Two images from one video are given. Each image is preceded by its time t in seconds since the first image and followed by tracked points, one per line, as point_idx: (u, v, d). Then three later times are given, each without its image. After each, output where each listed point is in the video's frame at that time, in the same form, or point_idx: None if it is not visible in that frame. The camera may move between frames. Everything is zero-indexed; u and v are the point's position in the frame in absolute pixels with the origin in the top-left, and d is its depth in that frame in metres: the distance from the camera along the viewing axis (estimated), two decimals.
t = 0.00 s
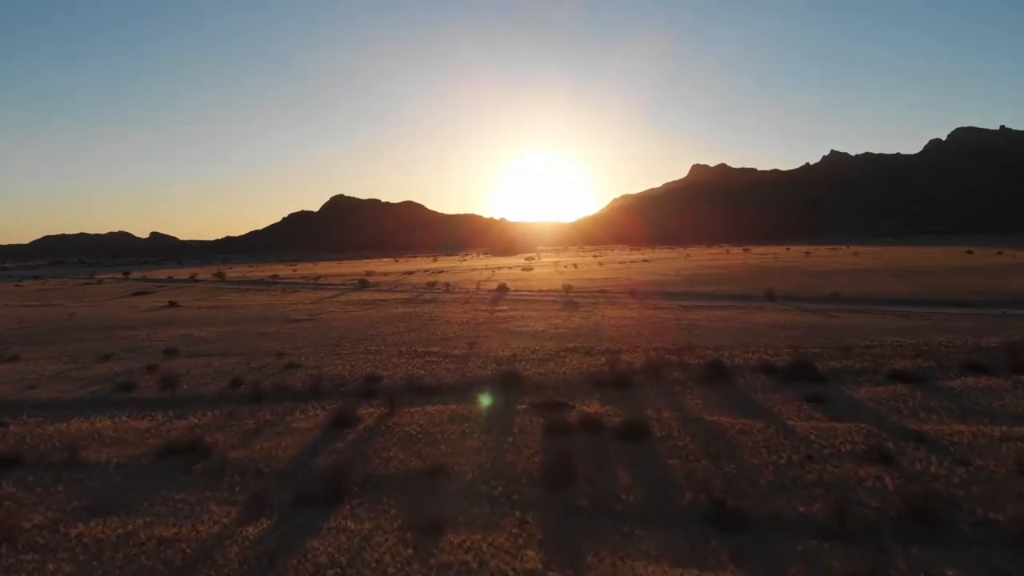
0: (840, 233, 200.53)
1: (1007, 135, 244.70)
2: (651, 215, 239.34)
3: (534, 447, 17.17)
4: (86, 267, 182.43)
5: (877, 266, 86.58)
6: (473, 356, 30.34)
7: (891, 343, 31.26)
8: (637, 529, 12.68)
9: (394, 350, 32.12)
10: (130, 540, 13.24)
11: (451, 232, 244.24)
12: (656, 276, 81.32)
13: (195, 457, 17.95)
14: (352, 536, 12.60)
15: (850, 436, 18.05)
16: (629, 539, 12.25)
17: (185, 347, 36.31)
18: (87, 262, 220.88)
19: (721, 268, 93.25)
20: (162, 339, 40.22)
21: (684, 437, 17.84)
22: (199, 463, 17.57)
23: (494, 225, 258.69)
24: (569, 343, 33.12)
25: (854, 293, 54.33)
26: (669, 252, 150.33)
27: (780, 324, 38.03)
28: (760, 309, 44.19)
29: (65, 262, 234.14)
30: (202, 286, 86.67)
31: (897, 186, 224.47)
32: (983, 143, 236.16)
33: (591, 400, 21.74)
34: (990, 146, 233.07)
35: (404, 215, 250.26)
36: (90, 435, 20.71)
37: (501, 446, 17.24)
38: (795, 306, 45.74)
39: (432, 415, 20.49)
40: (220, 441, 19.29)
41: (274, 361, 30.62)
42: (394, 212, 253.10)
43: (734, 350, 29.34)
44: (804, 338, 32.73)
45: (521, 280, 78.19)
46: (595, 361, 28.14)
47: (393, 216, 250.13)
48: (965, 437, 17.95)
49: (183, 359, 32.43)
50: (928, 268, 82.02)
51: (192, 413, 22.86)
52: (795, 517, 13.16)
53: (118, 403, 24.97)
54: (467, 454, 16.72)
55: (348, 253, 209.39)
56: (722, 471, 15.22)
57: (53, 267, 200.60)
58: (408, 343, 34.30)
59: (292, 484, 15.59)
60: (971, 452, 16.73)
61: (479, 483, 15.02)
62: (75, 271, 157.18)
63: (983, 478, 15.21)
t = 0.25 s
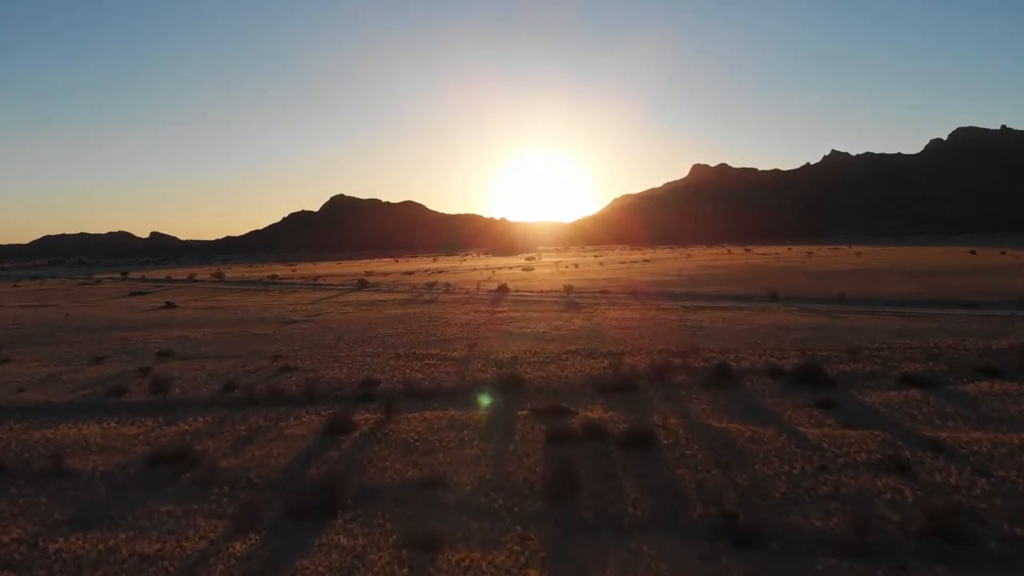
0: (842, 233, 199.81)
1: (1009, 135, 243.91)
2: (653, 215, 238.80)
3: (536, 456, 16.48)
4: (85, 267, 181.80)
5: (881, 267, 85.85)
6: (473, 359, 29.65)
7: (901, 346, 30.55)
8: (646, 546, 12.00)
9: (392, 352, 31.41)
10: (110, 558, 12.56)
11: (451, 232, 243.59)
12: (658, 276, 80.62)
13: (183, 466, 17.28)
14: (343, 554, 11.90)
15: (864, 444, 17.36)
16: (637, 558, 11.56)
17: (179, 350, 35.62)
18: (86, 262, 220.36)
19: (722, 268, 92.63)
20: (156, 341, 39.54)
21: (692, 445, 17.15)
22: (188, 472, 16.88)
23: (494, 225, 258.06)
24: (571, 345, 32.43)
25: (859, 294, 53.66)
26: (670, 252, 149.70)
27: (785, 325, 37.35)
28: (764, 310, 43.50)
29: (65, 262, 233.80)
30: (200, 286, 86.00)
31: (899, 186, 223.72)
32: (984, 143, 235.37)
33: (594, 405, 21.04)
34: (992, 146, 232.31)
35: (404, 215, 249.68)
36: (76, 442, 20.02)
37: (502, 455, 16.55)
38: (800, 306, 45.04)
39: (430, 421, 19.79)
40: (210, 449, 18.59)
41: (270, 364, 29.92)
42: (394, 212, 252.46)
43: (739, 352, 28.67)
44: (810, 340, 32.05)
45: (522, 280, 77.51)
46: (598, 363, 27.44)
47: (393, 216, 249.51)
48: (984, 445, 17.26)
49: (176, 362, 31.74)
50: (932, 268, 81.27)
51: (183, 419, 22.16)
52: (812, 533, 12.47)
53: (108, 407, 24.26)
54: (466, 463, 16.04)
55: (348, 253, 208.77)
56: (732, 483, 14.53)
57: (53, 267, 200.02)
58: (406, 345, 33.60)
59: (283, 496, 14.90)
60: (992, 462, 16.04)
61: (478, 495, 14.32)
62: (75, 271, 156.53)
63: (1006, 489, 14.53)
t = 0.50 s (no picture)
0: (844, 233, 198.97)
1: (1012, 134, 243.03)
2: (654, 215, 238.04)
3: (539, 468, 15.69)
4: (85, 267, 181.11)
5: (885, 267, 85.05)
6: (473, 362, 28.84)
7: (913, 349, 29.72)
8: (657, 568, 11.20)
9: (390, 355, 30.61)
10: None
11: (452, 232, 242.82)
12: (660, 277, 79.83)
13: (168, 478, 16.47)
14: None
15: (884, 455, 16.56)
16: None
17: (172, 353, 34.84)
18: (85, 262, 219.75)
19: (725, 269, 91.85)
20: (150, 342, 38.77)
21: (703, 456, 16.35)
22: (172, 484, 16.08)
23: (495, 225, 257.35)
24: (574, 347, 31.61)
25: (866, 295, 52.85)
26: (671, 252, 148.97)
27: (792, 328, 36.56)
28: (769, 311, 42.69)
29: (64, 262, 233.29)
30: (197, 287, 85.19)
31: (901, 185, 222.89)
32: (987, 143, 234.50)
33: (599, 412, 20.22)
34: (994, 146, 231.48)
35: (405, 215, 249.07)
36: (58, 451, 19.21)
37: (503, 467, 15.74)
38: (807, 308, 44.20)
39: (428, 430, 18.99)
40: (198, 459, 17.81)
41: (264, 368, 29.14)
42: (394, 212, 251.66)
43: (747, 356, 27.90)
44: (820, 344, 31.26)
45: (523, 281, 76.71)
46: (602, 367, 26.61)
47: (393, 216, 248.76)
48: (1010, 456, 16.45)
49: (168, 365, 30.93)
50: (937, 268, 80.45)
51: (171, 427, 21.36)
52: (834, 554, 11.68)
53: (94, 413, 23.47)
54: (466, 476, 15.24)
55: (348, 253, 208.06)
56: (748, 499, 13.73)
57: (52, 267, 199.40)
58: (405, 348, 32.78)
59: (272, 511, 14.11)
60: (1020, 475, 15.23)
61: (478, 511, 13.51)
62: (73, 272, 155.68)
63: None
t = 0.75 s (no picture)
0: (845, 233, 198.22)
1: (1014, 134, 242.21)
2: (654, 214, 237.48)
3: (542, 479, 15.02)
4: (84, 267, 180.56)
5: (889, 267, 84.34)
6: (474, 365, 28.15)
7: (923, 352, 29.01)
8: None
9: (388, 358, 29.92)
10: None
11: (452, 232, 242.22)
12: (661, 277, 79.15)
13: (155, 490, 15.82)
14: None
15: (901, 465, 15.89)
16: None
17: (166, 355, 34.18)
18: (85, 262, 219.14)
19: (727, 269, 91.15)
20: (145, 345, 38.11)
21: (713, 466, 15.70)
22: (159, 497, 15.41)
23: (495, 225, 256.73)
24: (577, 349, 30.93)
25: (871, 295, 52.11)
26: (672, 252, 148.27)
27: (798, 329, 35.86)
28: (774, 313, 41.99)
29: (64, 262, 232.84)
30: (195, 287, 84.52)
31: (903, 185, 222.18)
32: (989, 142, 233.69)
33: (603, 418, 19.54)
34: (997, 146, 230.68)
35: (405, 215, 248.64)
36: (43, 460, 18.54)
37: (504, 478, 15.07)
38: (812, 309, 43.48)
39: (426, 437, 18.33)
40: (186, 469, 17.13)
41: (259, 371, 28.46)
42: (394, 212, 251.02)
43: (754, 360, 27.21)
44: (828, 347, 30.56)
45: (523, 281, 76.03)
46: (605, 371, 25.90)
47: (394, 216, 248.11)
48: None
49: (161, 369, 30.23)
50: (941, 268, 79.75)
51: (161, 433, 20.69)
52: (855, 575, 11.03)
53: (83, 419, 22.80)
54: (465, 488, 14.57)
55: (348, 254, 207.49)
56: (761, 514, 13.07)
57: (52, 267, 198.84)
58: (403, 350, 32.09)
59: (261, 526, 13.45)
60: None
61: (477, 527, 12.84)
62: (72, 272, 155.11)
63: None
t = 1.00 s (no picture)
0: (847, 233, 197.43)
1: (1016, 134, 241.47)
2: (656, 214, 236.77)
3: (545, 491, 14.33)
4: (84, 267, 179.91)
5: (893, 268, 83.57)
6: (473, 369, 27.41)
7: (935, 355, 28.27)
8: None
9: (386, 361, 29.20)
10: None
11: (452, 232, 241.55)
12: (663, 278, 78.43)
13: (141, 502, 15.13)
14: None
15: (921, 477, 15.20)
16: None
17: (160, 358, 33.45)
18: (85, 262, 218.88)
19: (729, 269, 90.38)
20: (139, 347, 37.40)
21: (724, 476, 15.00)
22: (144, 510, 14.73)
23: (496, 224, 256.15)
24: (580, 353, 30.18)
25: (877, 296, 51.40)
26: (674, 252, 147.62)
27: (805, 331, 35.12)
28: (780, 315, 41.24)
29: (64, 262, 232.43)
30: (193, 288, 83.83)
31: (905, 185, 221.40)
32: (990, 142, 232.93)
33: (607, 425, 18.81)
34: (999, 146, 229.85)
35: (406, 215, 248.08)
36: (25, 469, 17.84)
37: (505, 490, 14.39)
38: (818, 311, 42.74)
39: (425, 445, 17.64)
40: (174, 479, 16.44)
41: (253, 375, 27.74)
42: (394, 212, 250.29)
43: (762, 364, 26.48)
44: (836, 350, 29.83)
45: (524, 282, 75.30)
46: (608, 375, 25.18)
47: (394, 216, 247.39)
48: None
49: (154, 373, 29.50)
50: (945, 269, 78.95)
51: (149, 441, 19.97)
52: None
53: (70, 425, 22.08)
54: (465, 501, 13.89)
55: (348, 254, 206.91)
56: (778, 531, 12.38)
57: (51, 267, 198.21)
58: (402, 353, 31.38)
59: (249, 543, 12.76)
60: None
61: (477, 545, 12.15)
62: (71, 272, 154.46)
63: None
